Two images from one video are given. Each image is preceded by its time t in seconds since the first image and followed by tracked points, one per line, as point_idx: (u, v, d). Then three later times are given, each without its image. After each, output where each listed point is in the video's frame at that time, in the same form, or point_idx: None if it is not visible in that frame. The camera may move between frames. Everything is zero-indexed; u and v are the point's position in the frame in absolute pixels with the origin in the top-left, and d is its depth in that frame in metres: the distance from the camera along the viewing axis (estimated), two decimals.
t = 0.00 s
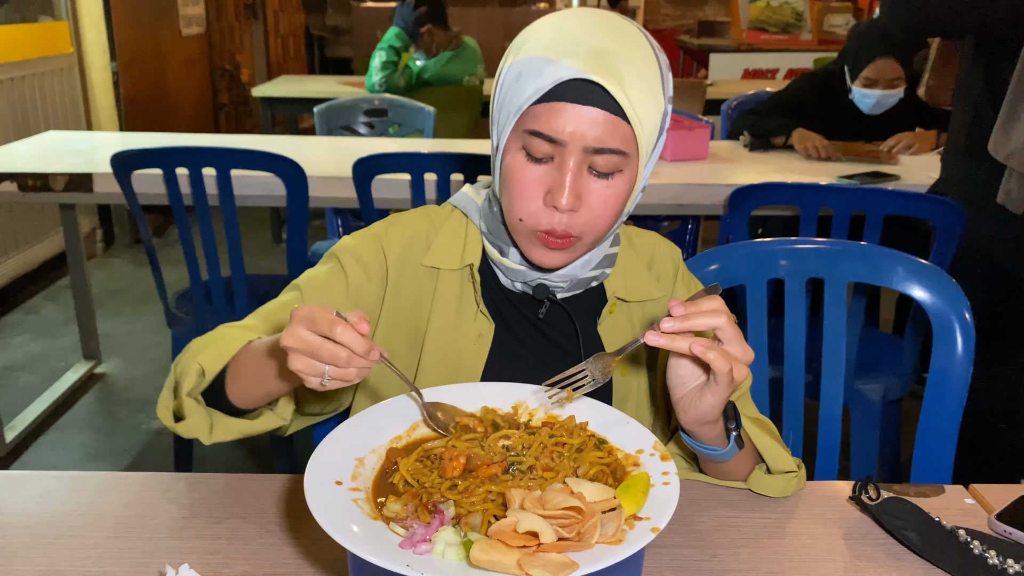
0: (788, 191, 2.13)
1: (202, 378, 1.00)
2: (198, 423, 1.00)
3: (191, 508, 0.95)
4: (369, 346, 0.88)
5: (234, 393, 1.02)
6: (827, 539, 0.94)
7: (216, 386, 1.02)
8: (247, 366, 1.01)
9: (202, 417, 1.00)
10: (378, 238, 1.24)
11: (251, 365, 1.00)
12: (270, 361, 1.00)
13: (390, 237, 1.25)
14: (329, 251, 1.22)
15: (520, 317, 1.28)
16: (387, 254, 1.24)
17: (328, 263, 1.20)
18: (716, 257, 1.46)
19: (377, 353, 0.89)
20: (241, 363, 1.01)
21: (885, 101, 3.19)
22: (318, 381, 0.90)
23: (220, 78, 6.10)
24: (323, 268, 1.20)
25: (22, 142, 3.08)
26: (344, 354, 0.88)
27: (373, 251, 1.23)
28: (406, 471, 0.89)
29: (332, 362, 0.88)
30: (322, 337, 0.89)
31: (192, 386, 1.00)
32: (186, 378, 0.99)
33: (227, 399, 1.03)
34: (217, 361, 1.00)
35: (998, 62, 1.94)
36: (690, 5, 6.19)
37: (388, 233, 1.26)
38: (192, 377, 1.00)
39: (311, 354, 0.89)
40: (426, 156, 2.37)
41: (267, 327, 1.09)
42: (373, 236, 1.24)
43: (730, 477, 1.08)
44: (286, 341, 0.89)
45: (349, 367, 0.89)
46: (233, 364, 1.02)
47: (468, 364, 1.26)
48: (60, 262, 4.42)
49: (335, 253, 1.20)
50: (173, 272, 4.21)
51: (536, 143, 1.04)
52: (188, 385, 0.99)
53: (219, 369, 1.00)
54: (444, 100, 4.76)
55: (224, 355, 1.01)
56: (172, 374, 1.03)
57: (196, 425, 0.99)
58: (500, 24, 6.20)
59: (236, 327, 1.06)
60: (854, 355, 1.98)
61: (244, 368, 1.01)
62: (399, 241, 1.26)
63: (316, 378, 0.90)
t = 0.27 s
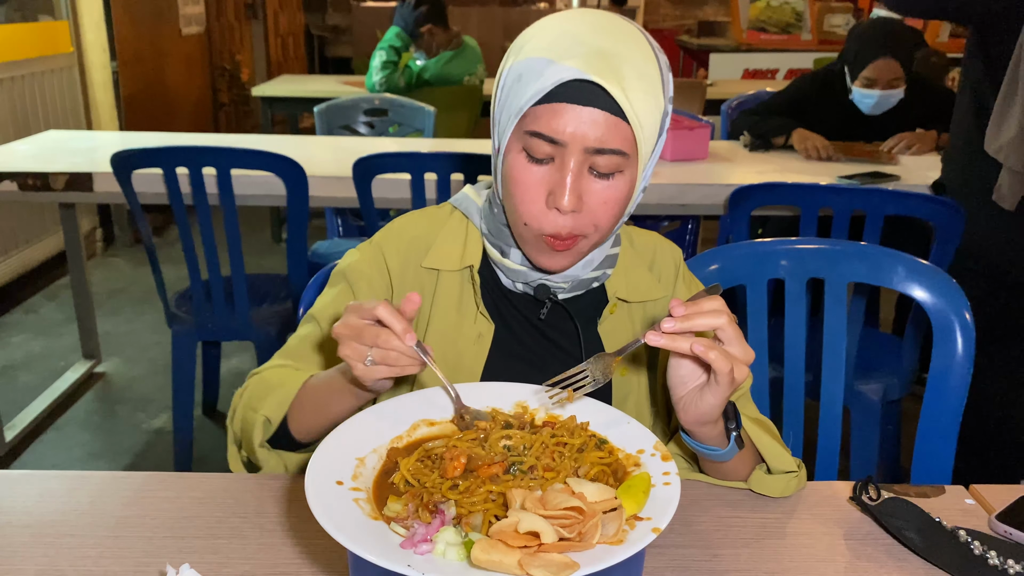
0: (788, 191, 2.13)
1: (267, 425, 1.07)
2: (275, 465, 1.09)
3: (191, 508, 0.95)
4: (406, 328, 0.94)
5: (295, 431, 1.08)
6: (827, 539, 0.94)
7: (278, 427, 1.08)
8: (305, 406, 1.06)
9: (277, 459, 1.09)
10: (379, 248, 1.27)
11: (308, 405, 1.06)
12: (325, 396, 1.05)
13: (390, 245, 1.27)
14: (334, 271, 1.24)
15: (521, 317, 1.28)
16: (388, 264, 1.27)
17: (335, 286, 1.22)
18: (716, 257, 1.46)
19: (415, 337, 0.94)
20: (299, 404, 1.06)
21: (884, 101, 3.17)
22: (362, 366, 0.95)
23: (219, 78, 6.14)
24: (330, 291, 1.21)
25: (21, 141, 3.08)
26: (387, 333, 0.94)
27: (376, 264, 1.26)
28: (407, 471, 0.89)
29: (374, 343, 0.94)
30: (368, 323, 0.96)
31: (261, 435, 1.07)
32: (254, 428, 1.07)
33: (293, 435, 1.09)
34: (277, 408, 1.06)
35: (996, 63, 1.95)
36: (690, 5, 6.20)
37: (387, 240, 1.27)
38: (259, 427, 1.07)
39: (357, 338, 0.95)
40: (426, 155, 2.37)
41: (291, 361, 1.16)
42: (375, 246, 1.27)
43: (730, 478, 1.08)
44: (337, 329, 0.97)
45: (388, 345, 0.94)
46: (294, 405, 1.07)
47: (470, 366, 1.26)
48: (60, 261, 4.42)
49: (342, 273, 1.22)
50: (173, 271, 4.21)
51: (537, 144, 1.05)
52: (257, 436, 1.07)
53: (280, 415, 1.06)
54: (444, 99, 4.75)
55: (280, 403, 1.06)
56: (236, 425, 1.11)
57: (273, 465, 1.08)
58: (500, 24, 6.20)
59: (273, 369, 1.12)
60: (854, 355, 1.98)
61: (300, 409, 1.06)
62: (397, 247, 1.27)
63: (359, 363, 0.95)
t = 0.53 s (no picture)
0: (789, 191, 2.13)
1: (295, 443, 1.07)
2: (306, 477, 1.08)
3: (192, 508, 0.95)
4: (420, 333, 0.95)
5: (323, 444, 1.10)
6: (828, 539, 0.93)
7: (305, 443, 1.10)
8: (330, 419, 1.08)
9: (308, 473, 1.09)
10: (383, 251, 1.27)
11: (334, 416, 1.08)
12: (349, 406, 1.08)
13: (393, 248, 1.28)
14: (340, 278, 1.25)
15: (521, 316, 1.28)
16: (392, 269, 1.27)
17: (342, 294, 1.23)
18: (717, 257, 1.46)
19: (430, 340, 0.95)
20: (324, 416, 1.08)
21: (885, 100, 3.17)
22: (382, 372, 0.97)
23: (220, 77, 6.06)
24: (337, 299, 1.23)
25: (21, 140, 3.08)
26: (400, 340, 0.95)
27: (380, 269, 1.26)
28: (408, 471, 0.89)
29: (390, 349, 0.96)
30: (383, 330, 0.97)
31: (290, 454, 1.07)
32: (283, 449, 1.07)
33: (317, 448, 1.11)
34: (305, 426, 1.07)
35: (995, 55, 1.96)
36: (690, 5, 6.19)
37: (389, 241, 1.28)
38: (288, 446, 1.07)
39: (374, 344, 0.97)
40: (426, 155, 2.37)
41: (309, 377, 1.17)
42: (379, 247, 1.28)
43: (731, 479, 1.09)
44: (355, 337, 0.99)
45: (403, 351, 0.95)
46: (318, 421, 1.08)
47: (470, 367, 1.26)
48: (60, 261, 4.42)
49: (349, 282, 1.23)
50: (173, 270, 4.21)
51: (534, 141, 1.04)
52: (289, 456, 1.07)
53: (308, 433, 1.07)
54: (445, 99, 4.75)
55: (306, 418, 1.07)
56: (264, 448, 1.11)
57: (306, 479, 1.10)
58: (500, 23, 6.19)
59: (292, 385, 1.14)
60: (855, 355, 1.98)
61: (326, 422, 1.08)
62: (398, 248, 1.28)
63: (378, 369, 0.97)
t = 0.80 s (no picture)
0: (790, 192, 2.13)
1: (283, 440, 1.07)
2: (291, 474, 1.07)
3: (193, 508, 0.95)
4: (388, 326, 0.94)
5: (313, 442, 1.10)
6: (829, 540, 0.94)
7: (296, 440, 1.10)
8: (318, 419, 1.07)
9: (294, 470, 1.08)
10: (384, 251, 1.28)
11: (321, 415, 1.07)
12: (336, 406, 1.07)
13: (395, 247, 1.28)
14: (341, 277, 1.25)
15: (523, 316, 1.28)
16: (393, 268, 1.28)
17: (343, 292, 1.23)
18: (718, 257, 1.46)
19: (399, 333, 0.94)
20: (313, 414, 1.08)
21: (884, 102, 3.16)
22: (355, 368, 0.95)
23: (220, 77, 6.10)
24: (339, 297, 1.22)
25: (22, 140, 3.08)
26: (367, 334, 0.94)
27: (381, 268, 1.27)
28: (409, 472, 0.89)
29: (359, 345, 0.95)
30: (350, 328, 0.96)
31: (278, 450, 1.07)
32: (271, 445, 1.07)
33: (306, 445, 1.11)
34: (292, 423, 1.07)
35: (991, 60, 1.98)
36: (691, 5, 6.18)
37: (391, 241, 1.29)
38: (275, 442, 1.07)
39: (345, 342, 0.96)
40: (427, 155, 2.37)
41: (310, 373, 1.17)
42: (381, 248, 1.28)
43: (732, 479, 1.09)
44: (327, 338, 0.98)
45: (372, 345, 0.94)
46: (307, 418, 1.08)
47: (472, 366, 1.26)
48: (61, 261, 4.42)
49: (351, 280, 1.23)
50: (173, 270, 4.21)
51: (538, 141, 1.05)
52: (275, 452, 1.07)
53: (296, 429, 1.07)
54: (445, 99, 4.75)
55: (294, 414, 1.07)
56: (256, 440, 1.11)
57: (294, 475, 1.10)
58: (500, 24, 6.19)
59: (293, 381, 1.14)
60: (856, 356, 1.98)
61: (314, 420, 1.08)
62: (401, 248, 1.29)
63: (350, 366, 0.95)
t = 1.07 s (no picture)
0: (789, 192, 2.14)
1: (273, 437, 1.07)
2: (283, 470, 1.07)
3: (193, 507, 0.95)
4: (372, 330, 0.93)
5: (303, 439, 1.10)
6: (829, 539, 0.94)
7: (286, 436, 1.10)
8: (308, 415, 1.08)
9: (286, 467, 1.08)
10: (384, 249, 1.27)
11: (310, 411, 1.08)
12: (323, 406, 1.07)
13: (395, 246, 1.28)
14: (341, 275, 1.24)
15: (523, 314, 1.28)
16: (393, 267, 1.27)
17: (342, 291, 1.22)
18: (718, 257, 1.46)
19: (383, 336, 0.93)
20: (302, 412, 1.08)
21: (884, 102, 3.17)
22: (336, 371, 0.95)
23: (221, 76, 6.12)
24: (338, 295, 1.21)
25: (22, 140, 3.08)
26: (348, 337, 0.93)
27: (381, 266, 1.26)
28: (409, 471, 0.89)
29: (342, 348, 0.94)
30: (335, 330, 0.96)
31: (267, 447, 1.07)
32: (260, 442, 1.07)
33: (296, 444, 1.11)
34: (281, 420, 1.07)
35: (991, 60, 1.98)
36: (691, 5, 6.18)
37: (392, 239, 1.28)
38: (265, 439, 1.07)
39: (329, 345, 0.96)
40: (427, 155, 2.37)
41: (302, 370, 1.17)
42: (382, 245, 1.27)
43: (732, 478, 1.09)
44: (313, 339, 0.98)
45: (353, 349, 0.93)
46: (296, 416, 1.09)
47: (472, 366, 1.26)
48: (61, 260, 4.42)
49: (350, 278, 1.23)
50: (174, 270, 4.21)
51: (540, 138, 1.05)
52: (264, 449, 1.07)
53: (284, 426, 1.07)
54: (445, 99, 4.76)
55: (284, 412, 1.07)
56: (247, 439, 1.11)
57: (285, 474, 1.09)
58: (501, 23, 6.19)
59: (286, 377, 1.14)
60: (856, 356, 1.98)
61: (304, 416, 1.08)
62: (402, 247, 1.28)
63: (332, 369, 0.95)
